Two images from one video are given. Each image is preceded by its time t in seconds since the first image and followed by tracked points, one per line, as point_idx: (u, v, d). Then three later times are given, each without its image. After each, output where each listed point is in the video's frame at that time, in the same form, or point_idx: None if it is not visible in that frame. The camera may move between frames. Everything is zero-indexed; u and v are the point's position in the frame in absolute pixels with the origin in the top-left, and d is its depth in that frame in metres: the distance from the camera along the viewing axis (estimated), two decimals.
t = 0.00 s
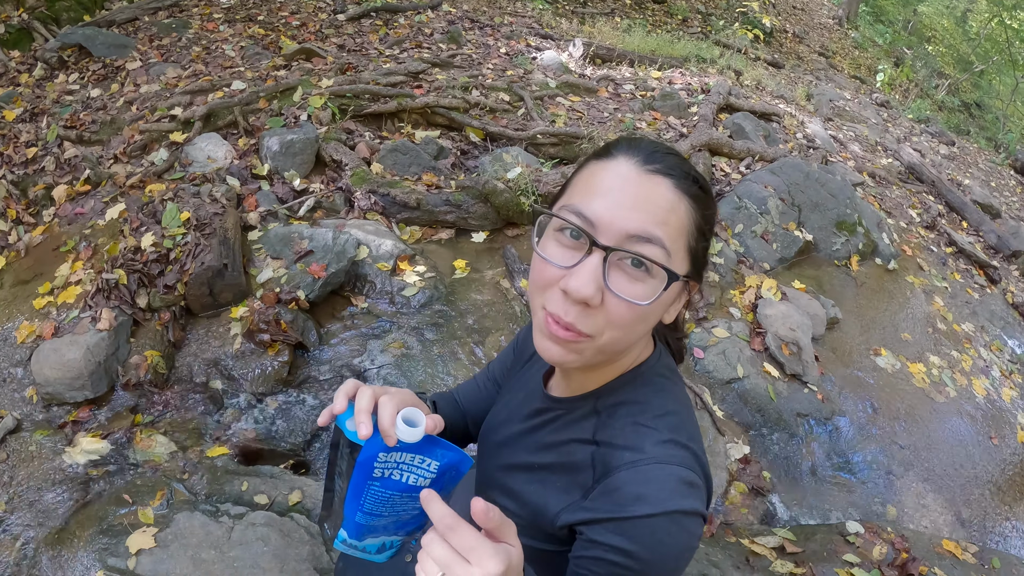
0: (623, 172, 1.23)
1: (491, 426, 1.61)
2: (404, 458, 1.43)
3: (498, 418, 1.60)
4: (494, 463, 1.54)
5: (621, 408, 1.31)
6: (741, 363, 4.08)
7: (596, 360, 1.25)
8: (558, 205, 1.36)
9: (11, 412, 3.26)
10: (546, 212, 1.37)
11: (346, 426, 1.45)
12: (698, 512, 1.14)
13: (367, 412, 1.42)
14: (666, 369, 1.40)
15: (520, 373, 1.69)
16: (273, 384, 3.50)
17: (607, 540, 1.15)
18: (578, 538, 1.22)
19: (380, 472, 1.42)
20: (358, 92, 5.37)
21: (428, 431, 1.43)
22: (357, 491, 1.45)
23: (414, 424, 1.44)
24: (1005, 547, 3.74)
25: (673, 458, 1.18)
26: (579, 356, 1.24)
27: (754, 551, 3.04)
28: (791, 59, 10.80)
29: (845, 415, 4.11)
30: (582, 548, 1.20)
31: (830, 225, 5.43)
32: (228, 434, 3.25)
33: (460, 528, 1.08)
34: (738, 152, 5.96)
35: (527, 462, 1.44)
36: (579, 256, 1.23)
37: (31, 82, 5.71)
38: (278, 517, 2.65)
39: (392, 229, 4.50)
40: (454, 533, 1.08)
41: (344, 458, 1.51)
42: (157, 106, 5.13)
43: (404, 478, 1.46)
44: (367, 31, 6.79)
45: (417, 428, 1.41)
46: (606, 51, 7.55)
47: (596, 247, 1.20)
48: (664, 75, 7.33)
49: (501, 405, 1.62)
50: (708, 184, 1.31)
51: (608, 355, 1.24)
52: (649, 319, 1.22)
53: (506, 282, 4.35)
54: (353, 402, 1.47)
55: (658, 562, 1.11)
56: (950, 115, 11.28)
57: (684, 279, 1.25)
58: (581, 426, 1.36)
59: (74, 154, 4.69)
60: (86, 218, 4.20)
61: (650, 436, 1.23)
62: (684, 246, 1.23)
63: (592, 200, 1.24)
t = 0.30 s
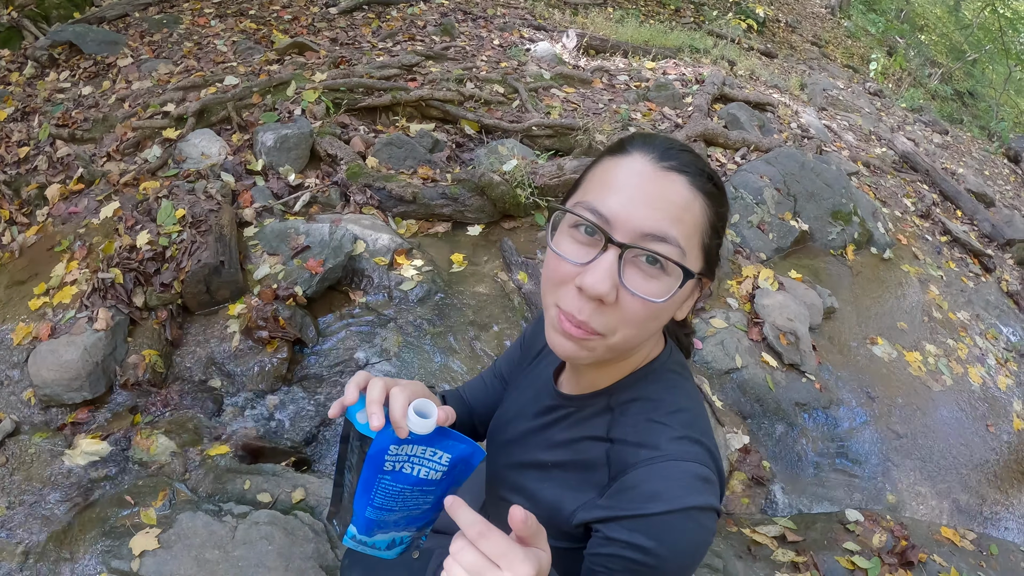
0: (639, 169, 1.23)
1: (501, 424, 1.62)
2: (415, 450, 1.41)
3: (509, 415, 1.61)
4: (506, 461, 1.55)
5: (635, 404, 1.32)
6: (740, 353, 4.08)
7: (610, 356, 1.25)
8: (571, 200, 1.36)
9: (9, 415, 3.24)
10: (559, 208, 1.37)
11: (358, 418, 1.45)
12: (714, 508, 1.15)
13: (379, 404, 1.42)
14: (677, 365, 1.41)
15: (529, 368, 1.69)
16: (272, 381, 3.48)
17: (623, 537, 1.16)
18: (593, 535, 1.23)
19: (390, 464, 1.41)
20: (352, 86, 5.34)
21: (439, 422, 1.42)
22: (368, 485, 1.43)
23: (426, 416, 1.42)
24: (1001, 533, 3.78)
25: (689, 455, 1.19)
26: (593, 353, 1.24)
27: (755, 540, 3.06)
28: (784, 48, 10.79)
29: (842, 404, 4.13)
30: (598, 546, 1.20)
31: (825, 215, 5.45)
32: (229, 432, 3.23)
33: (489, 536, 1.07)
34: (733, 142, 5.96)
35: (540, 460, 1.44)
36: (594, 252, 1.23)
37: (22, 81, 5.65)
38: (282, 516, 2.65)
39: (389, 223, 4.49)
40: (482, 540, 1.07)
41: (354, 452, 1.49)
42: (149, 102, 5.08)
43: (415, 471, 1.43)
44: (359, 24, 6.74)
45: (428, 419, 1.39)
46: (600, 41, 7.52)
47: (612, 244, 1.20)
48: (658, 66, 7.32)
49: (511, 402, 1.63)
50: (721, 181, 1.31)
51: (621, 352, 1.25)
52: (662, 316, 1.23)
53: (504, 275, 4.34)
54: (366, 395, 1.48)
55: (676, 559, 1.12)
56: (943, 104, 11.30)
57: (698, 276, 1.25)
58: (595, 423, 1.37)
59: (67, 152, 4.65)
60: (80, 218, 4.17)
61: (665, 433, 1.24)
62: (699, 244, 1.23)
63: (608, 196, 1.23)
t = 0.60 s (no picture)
0: (670, 168, 1.24)
1: (526, 421, 1.64)
2: (445, 450, 1.40)
3: (533, 411, 1.63)
4: (531, 458, 1.59)
5: (663, 401, 1.35)
6: (741, 343, 4.10)
7: (639, 354, 1.26)
8: (601, 198, 1.37)
9: (11, 418, 3.22)
10: (588, 205, 1.38)
11: (390, 415, 1.44)
12: (742, 503, 1.19)
13: (414, 401, 1.41)
14: (702, 362, 1.45)
15: (551, 365, 1.71)
16: (276, 378, 3.47)
17: (653, 532, 1.19)
18: (623, 530, 1.26)
19: (420, 463, 1.40)
20: (348, 80, 5.31)
21: (472, 421, 1.40)
22: (394, 484, 1.44)
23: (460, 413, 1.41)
24: (1002, 520, 3.82)
25: (718, 451, 1.23)
26: (623, 351, 1.25)
27: (761, 529, 3.09)
28: (779, 38, 10.78)
29: (844, 393, 4.15)
30: (627, 540, 1.23)
31: (823, 205, 5.47)
32: (235, 430, 3.22)
33: (557, 522, 1.07)
34: (731, 132, 5.97)
35: (568, 456, 1.47)
36: (624, 250, 1.25)
37: (14, 79, 5.59)
38: (293, 514, 2.65)
39: (389, 217, 4.47)
40: (550, 526, 1.07)
41: (378, 452, 1.49)
42: (144, 99, 5.03)
43: (444, 471, 1.43)
44: (354, 17, 6.69)
45: (462, 417, 1.37)
46: (596, 33, 7.50)
47: (643, 242, 1.21)
48: (654, 57, 7.31)
49: (535, 399, 1.65)
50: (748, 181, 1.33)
51: (651, 350, 1.26)
52: (691, 314, 1.24)
53: (506, 267, 4.33)
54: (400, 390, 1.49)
55: (705, 553, 1.16)
56: (937, 94, 11.32)
57: (726, 276, 1.27)
58: (623, 419, 1.39)
59: (62, 151, 4.61)
60: (78, 217, 4.13)
61: (695, 430, 1.27)
62: (727, 244, 1.24)
63: (639, 195, 1.24)
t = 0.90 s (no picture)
0: (676, 154, 1.22)
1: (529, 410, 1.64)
2: (468, 419, 1.36)
3: (536, 399, 1.63)
4: (535, 447, 1.59)
5: (668, 388, 1.35)
6: (739, 332, 4.11)
7: (643, 341, 1.27)
8: (607, 183, 1.36)
9: (8, 415, 3.20)
10: (594, 190, 1.37)
11: (417, 378, 1.41)
12: (749, 490, 1.19)
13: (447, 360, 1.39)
14: (707, 348, 1.44)
15: (554, 352, 1.71)
16: (274, 372, 3.46)
17: (661, 521, 1.19)
18: (628, 518, 1.25)
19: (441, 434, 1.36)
20: (343, 71, 5.29)
21: (500, 387, 1.34)
22: (413, 455, 1.41)
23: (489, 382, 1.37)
24: (999, 505, 3.84)
25: (725, 438, 1.23)
26: (626, 337, 1.26)
27: (761, 517, 3.10)
28: (773, 28, 10.78)
29: (841, 381, 4.17)
30: (633, 529, 1.23)
31: (819, 194, 5.48)
32: (233, 423, 3.20)
33: (586, 496, 1.04)
34: (726, 122, 5.97)
35: (574, 445, 1.47)
36: (629, 238, 1.25)
37: (5, 75, 5.54)
38: (294, 507, 2.65)
39: (385, 208, 4.46)
40: (580, 501, 1.04)
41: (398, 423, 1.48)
42: (137, 93, 5.00)
43: (465, 443, 1.38)
44: (347, 9, 6.64)
45: (491, 381, 1.33)
46: (590, 23, 7.47)
47: (647, 230, 1.20)
48: (649, 47, 7.30)
49: (539, 387, 1.65)
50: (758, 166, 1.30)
51: (655, 337, 1.27)
52: (696, 302, 1.24)
53: (503, 258, 4.33)
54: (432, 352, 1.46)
55: (712, 540, 1.17)
56: (930, 83, 11.34)
57: (732, 262, 1.26)
58: (628, 407, 1.39)
59: (55, 146, 4.57)
60: (72, 212, 4.10)
61: (701, 417, 1.27)
62: (733, 231, 1.23)
63: (644, 181, 1.23)
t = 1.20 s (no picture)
0: (667, 145, 1.21)
1: (525, 402, 1.63)
2: (447, 430, 1.38)
3: (532, 391, 1.62)
4: (531, 439, 1.58)
5: (664, 380, 1.34)
6: (735, 323, 4.10)
7: (630, 335, 1.27)
8: (598, 172, 1.35)
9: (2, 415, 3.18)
10: (584, 180, 1.36)
11: (393, 392, 1.42)
12: (745, 484, 1.19)
13: (420, 375, 1.40)
14: (704, 339, 1.43)
15: (550, 343, 1.70)
16: (269, 367, 3.44)
17: (656, 514, 1.20)
18: (624, 512, 1.27)
19: (421, 444, 1.39)
20: (335, 65, 5.27)
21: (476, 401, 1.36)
22: (395, 464, 1.42)
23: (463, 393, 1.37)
24: (996, 493, 3.85)
25: (721, 433, 1.22)
26: (613, 332, 1.26)
27: (759, 507, 3.11)
28: (766, 19, 10.77)
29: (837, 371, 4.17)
30: (629, 523, 1.24)
31: (813, 184, 5.48)
32: (228, 420, 3.21)
33: (535, 519, 1.09)
34: (720, 113, 5.96)
35: (569, 438, 1.47)
36: (617, 230, 1.24)
37: None
38: (291, 503, 2.63)
39: (379, 202, 4.45)
40: (529, 525, 1.09)
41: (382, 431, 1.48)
42: (128, 89, 4.97)
43: (446, 452, 1.41)
44: (338, 2, 6.61)
45: (465, 397, 1.34)
46: (583, 15, 7.45)
47: (636, 223, 1.20)
48: (642, 38, 7.29)
49: (534, 379, 1.64)
50: (753, 155, 1.28)
51: (643, 331, 1.26)
52: (685, 295, 1.23)
53: (497, 251, 4.32)
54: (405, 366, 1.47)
55: (706, 534, 1.17)
56: (924, 74, 11.34)
57: (725, 254, 1.25)
58: (621, 401, 1.38)
59: (46, 143, 4.54)
60: (64, 210, 4.08)
61: (697, 410, 1.26)
62: (726, 223, 1.22)
63: (634, 172, 1.22)
